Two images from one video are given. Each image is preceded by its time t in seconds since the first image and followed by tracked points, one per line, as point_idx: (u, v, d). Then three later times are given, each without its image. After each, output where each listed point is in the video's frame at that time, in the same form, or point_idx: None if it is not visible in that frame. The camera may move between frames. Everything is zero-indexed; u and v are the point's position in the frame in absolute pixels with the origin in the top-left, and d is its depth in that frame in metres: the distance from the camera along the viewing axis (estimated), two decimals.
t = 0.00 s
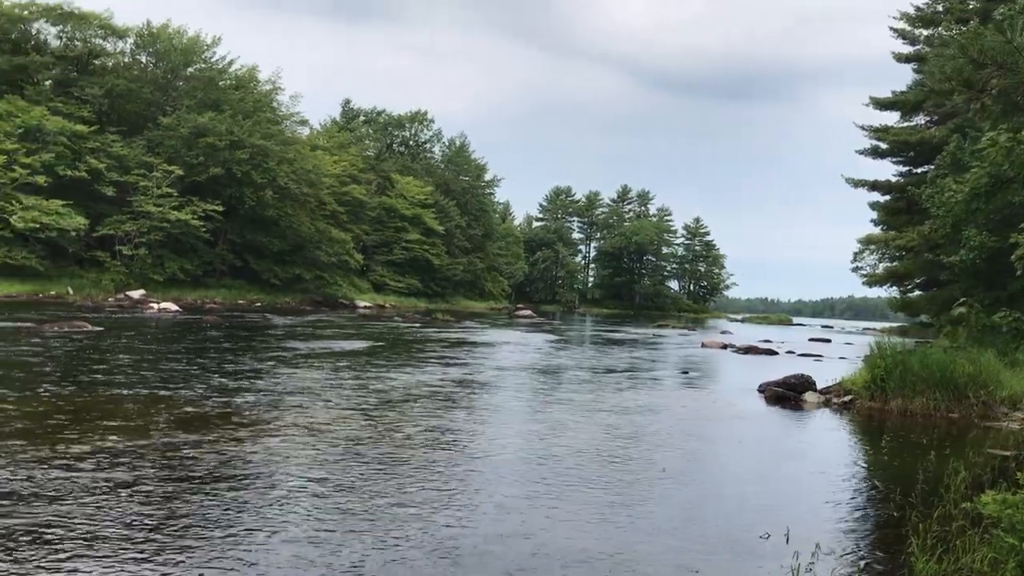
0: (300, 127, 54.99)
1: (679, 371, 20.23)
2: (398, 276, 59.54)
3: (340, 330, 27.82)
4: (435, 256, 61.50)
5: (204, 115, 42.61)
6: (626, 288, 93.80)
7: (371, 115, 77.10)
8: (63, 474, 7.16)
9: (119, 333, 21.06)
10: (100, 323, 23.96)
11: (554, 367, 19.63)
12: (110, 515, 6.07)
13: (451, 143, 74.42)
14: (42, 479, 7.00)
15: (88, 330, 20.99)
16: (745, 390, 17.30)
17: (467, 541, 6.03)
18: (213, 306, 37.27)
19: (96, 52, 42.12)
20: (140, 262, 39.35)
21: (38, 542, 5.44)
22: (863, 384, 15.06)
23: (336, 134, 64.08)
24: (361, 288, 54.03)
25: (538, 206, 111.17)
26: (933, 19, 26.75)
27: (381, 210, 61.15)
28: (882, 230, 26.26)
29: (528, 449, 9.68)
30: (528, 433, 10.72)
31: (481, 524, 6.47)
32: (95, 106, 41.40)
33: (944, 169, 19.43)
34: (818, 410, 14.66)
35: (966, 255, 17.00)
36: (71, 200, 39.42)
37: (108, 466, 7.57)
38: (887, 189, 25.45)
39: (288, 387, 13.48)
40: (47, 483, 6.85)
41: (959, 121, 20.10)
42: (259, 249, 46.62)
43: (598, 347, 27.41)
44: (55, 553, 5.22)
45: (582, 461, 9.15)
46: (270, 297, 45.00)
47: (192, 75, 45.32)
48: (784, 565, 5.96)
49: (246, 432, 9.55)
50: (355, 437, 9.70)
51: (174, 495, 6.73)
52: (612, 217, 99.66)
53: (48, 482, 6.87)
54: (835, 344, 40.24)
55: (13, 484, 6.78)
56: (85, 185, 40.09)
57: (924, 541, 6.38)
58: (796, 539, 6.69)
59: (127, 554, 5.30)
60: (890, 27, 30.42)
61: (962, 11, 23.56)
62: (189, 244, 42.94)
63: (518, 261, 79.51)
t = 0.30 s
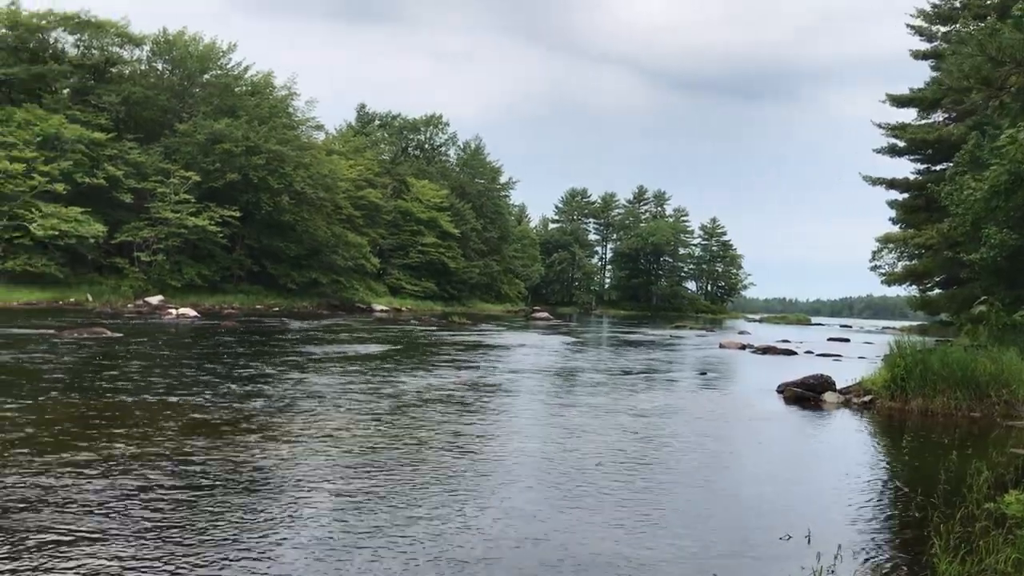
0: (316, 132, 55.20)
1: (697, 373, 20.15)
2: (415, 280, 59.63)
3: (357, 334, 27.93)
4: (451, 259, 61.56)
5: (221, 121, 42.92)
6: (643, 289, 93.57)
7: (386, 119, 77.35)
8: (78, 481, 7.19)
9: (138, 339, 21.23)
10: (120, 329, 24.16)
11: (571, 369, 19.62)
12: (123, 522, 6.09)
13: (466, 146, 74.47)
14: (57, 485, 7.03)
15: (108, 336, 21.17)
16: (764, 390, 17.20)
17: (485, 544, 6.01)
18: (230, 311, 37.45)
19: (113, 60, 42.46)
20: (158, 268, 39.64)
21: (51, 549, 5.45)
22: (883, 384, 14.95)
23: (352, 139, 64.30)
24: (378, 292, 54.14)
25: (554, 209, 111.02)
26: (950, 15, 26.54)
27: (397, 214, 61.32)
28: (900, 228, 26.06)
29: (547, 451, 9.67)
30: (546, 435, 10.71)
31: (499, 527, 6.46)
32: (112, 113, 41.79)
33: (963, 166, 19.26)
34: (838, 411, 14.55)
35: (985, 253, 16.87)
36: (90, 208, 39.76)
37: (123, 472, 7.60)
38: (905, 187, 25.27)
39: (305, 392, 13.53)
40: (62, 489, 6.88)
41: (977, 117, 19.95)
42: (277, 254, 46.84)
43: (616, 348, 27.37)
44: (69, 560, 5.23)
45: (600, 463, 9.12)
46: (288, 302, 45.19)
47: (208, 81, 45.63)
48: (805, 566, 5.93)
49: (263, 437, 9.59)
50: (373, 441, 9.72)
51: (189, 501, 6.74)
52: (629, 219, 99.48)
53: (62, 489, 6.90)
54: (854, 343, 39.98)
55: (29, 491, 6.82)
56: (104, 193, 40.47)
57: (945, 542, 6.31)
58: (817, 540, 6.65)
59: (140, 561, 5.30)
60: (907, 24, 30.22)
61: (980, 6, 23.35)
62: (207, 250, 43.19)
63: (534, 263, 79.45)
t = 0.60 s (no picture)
0: (329, 135, 55.29)
1: (712, 373, 20.03)
2: (429, 282, 59.67)
3: (371, 337, 27.92)
4: (465, 261, 61.53)
5: (235, 125, 43.09)
6: (657, 289, 93.30)
7: (398, 122, 77.38)
8: (84, 487, 7.18)
9: (153, 343, 21.30)
10: (135, 334, 24.25)
11: (586, 370, 19.54)
12: (130, 528, 6.07)
13: (479, 148, 74.39)
14: (63, 491, 7.01)
15: (123, 341, 21.25)
16: (780, 391, 17.08)
17: (496, 548, 5.96)
18: (246, 315, 37.57)
19: (128, 66, 42.64)
20: (174, 273, 39.84)
21: (56, 556, 5.42)
22: (901, 383, 14.82)
23: (365, 142, 64.39)
24: (393, 294, 54.15)
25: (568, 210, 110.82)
26: (965, 12, 26.31)
27: (411, 216, 61.38)
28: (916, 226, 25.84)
29: (563, 454, 9.63)
30: (560, 438, 10.66)
31: (513, 531, 6.41)
32: (127, 119, 42.08)
33: (979, 164, 19.08)
34: (855, 410, 14.44)
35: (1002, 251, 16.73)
36: (105, 213, 40.00)
37: (131, 479, 7.58)
38: (921, 185, 25.07)
39: (318, 396, 13.52)
40: (70, 497, 6.86)
41: (994, 114, 19.76)
42: (291, 258, 46.95)
43: (631, 349, 27.25)
44: (74, 567, 5.20)
45: (615, 466, 9.06)
46: (302, 305, 45.29)
47: (222, 86, 45.80)
48: (823, 568, 5.86)
49: (274, 441, 9.59)
50: (387, 445, 9.69)
51: (196, 507, 6.72)
52: (643, 219, 99.19)
53: (69, 496, 6.88)
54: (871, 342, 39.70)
55: (36, 497, 6.81)
56: (119, 198, 40.73)
57: (964, 543, 6.23)
58: (835, 541, 6.58)
59: (148, 566, 5.28)
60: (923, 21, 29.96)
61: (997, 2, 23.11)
62: (222, 254, 43.33)
63: (548, 264, 79.31)
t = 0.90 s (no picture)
0: (343, 137, 55.43)
1: (727, 374, 19.94)
2: (443, 283, 59.76)
3: (386, 338, 28.01)
4: (479, 262, 61.57)
5: (249, 128, 43.31)
6: (672, 289, 93.13)
7: (412, 123, 77.48)
8: (93, 489, 7.21)
9: (170, 345, 21.45)
10: (151, 335, 24.39)
11: (599, 371, 19.53)
12: (142, 529, 6.14)
13: (493, 149, 74.34)
14: (71, 493, 7.04)
15: (139, 343, 21.37)
16: (796, 391, 16.98)
17: (508, 549, 5.95)
18: (261, 316, 37.76)
19: (143, 69, 42.85)
20: (189, 274, 40.07)
21: (63, 558, 5.44)
22: (917, 383, 14.70)
23: (379, 144, 64.57)
24: (407, 295, 54.20)
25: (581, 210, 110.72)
26: (981, 10, 26.11)
27: (425, 218, 61.51)
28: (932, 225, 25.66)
29: (577, 454, 9.62)
30: (575, 439, 10.66)
31: (525, 532, 6.41)
32: (142, 122, 42.37)
33: (995, 162, 18.92)
34: (871, 411, 14.35)
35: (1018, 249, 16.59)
36: (121, 216, 40.27)
37: (142, 480, 7.63)
38: (937, 183, 24.88)
39: (331, 397, 13.55)
40: (79, 498, 6.89)
41: (1011, 112, 19.58)
42: (306, 259, 47.12)
43: (645, 350, 27.21)
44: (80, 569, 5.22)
45: (629, 466, 9.05)
46: (317, 306, 45.44)
47: (237, 89, 46.01)
48: (840, 568, 5.84)
49: (286, 443, 9.61)
50: (399, 446, 9.70)
51: (206, 508, 6.73)
52: (657, 219, 98.98)
53: (78, 497, 6.91)
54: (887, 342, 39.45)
55: (45, 499, 6.84)
56: (135, 201, 41.03)
57: (983, 544, 6.18)
58: (853, 540, 6.56)
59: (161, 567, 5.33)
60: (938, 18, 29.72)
61: None
62: (237, 256, 43.52)
63: (563, 264, 79.26)
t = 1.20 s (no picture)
0: (362, 137, 55.58)
1: (746, 373, 19.85)
2: (461, 283, 59.83)
3: (404, 337, 28.08)
4: (497, 262, 61.58)
5: (268, 128, 43.53)
6: (690, 288, 92.80)
7: (429, 123, 77.58)
8: (105, 488, 7.22)
9: (191, 345, 21.62)
10: (172, 335, 24.59)
11: (618, 370, 19.49)
12: (160, 527, 6.19)
13: (511, 149, 74.27)
14: (84, 492, 7.06)
15: (158, 343, 21.48)
16: (815, 390, 16.84)
17: (523, 551, 5.93)
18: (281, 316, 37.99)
19: (163, 71, 43.17)
20: (210, 274, 40.36)
21: (73, 558, 5.44)
22: (939, 382, 14.57)
23: (397, 144, 64.79)
24: (425, 295, 54.31)
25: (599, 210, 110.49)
26: (1003, 5, 25.82)
27: (443, 217, 61.61)
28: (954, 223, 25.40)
29: (594, 454, 9.60)
30: (592, 438, 10.63)
31: (541, 533, 6.39)
32: (162, 123, 42.71)
33: (1019, 160, 18.69)
34: (892, 410, 14.22)
35: None
36: (141, 217, 40.58)
37: (160, 479, 7.68)
38: (959, 181, 24.63)
39: (347, 397, 13.56)
40: (91, 498, 6.91)
41: None
42: (325, 259, 47.29)
43: (664, 349, 27.12)
44: (94, 568, 5.25)
45: (649, 467, 9.01)
46: (336, 306, 45.61)
47: (256, 90, 46.27)
48: (862, 568, 5.80)
49: (300, 443, 9.62)
50: (416, 446, 9.70)
51: (217, 509, 6.72)
52: (675, 217, 98.61)
53: (90, 497, 6.93)
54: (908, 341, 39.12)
55: (57, 498, 6.86)
56: (156, 202, 41.38)
57: (1007, 544, 6.13)
58: (875, 541, 6.52)
59: (180, 565, 5.38)
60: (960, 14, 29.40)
61: None
62: (256, 256, 43.76)
63: (581, 264, 79.12)
